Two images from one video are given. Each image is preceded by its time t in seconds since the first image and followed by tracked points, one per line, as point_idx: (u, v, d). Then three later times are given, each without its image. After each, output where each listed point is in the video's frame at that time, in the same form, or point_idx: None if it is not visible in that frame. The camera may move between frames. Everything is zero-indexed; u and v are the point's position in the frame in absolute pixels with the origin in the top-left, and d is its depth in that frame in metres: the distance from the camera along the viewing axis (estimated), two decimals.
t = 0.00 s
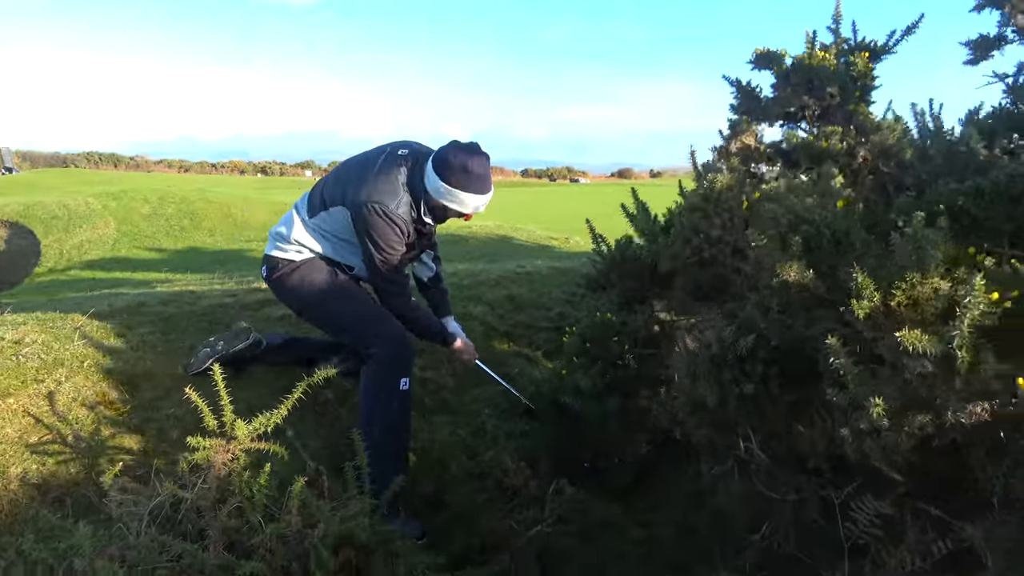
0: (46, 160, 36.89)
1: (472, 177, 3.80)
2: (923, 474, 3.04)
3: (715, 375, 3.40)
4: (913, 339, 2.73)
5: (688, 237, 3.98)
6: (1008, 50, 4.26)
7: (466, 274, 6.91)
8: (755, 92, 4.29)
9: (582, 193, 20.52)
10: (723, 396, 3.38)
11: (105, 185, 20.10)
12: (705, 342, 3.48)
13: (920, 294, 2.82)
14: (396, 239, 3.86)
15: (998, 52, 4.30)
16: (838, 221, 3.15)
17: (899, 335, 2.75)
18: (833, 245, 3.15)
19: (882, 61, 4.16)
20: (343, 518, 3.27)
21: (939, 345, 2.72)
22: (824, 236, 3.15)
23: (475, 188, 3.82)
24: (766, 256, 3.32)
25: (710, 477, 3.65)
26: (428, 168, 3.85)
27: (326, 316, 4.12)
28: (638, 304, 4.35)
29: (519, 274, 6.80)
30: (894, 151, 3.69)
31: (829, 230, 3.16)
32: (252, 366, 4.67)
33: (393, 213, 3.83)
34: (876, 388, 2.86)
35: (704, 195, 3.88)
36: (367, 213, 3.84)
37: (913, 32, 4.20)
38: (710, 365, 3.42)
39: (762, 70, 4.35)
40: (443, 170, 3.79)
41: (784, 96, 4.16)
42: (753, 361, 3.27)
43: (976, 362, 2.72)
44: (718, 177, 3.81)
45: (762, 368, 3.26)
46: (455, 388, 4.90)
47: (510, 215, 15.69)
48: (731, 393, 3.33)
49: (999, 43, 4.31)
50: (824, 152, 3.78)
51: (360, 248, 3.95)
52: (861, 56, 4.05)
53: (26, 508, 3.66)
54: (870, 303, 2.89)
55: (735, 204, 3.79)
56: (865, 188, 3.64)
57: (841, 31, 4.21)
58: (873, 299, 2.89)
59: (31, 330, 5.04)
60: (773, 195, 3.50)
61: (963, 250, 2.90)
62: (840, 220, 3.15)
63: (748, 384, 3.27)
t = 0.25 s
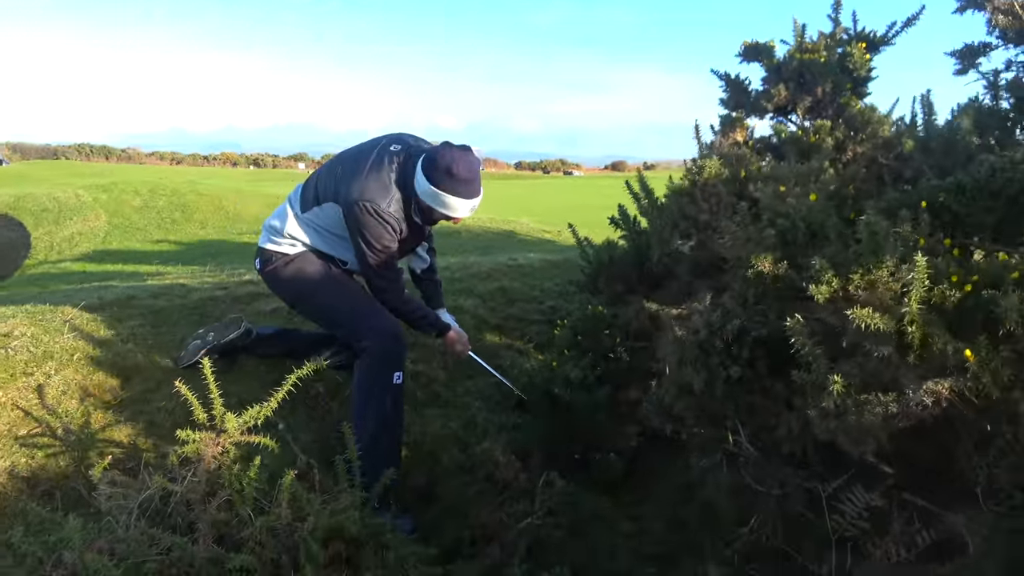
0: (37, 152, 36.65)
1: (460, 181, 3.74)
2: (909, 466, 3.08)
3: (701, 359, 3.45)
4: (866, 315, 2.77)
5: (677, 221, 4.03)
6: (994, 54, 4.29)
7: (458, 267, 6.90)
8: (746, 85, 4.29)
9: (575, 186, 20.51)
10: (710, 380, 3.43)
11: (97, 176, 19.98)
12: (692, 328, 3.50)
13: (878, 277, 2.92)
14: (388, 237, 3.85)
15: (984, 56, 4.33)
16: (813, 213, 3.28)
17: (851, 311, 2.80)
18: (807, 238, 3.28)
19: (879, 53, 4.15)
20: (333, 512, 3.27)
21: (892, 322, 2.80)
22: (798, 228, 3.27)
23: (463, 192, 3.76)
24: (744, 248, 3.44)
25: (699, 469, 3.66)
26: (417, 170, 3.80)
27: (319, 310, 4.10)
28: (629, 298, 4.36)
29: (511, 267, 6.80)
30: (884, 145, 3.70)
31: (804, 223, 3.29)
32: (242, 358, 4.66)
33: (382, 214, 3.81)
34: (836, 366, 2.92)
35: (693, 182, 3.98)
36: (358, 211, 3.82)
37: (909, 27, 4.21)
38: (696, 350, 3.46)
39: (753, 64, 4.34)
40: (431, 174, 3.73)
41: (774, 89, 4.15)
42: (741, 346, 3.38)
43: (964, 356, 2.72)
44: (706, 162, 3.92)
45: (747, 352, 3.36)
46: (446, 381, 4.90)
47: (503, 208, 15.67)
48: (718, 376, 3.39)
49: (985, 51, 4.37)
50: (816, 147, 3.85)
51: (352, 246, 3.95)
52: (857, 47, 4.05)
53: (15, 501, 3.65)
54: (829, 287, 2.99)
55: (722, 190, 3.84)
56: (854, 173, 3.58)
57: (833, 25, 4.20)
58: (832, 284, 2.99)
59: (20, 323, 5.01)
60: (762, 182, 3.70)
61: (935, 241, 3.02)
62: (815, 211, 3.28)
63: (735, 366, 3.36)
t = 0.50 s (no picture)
0: (12, 151, 36.13)
1: (423, 161, 3.77)
2: (883, 475, 3.09)
3: (677, 382, 3.43)
4: (872, 327, 2.72)
5: (648, 235, 4.10)
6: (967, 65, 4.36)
7: (438, 271, 6.89)
8: (729, 89, 4.33)
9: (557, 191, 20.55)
10: (685, 404, 3.42)
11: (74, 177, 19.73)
12: (666, 347, 3.47)
13: (878, 286, 2.88)
14: (360, 234, 3.85)
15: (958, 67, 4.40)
16: (798, 218, 3.15)
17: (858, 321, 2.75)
18: (792, 243, 3.17)
19: (858, 62, 4.14)
20: (308, 519, 3.26)
21: (894, 335, 2.76)
22: (783, 235, 3.17)
23: (429, 173, 3.78)
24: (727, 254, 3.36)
25: (677, 481, 3.68)
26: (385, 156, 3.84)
27: (297, 315, 4.08)
28: (608, 303, 4.39)
29: (492, 272, 6.80)
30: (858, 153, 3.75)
31: (790, 229, 3.17)
32: (218, 363, 4.62)
33: (354, 210, 3.81)
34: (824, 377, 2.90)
35: (663, 196, 4.05)
36: (330, 211, 3.83)
37: (892, 34, 4.17)
38: (672, 372, 3.44)
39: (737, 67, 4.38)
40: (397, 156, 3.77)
41: (755, 93, 4.19)
42: (716, 367, 3.34)
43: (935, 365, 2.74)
44: (677, 176, 3.99)
45: (723, 375, 3.34)
46: (425, 386, 4.89)
47: (484, 212, 15.67)
48: (694, 400, 3.38)
49: (960, 61, 4.41)
50: (790, 153, 3.80)
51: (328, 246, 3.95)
52: (835, 57, 4.07)
53: None
54: (830, 293, 2.95)
55: (693, 204, 3.87)
56: (827, 181, 3.65)
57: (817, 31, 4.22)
58: (833, 290, 2.95)
59: None
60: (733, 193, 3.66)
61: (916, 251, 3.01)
62: (800, 217, 3.15)
63: (711, 392, 3.34)
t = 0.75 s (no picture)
0: None
1: (399, 138, 3.78)
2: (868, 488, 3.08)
3: (675, 391, 3.42)
4: (906, 360, 2.66)
5: (640, 246, 4.12)
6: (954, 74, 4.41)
7: (426, 285, 6.89)
8: (708, 111, 4.45)
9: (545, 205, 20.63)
10: (684, 413, 3.39)
11: (60, 189, 19.58)
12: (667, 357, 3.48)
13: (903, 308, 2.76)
14: (348, 227, 3.82)
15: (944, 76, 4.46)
16: (797, 233, 3.15)
17: (892, 354, 2.67)
18: (791, 255, 3.13)
19: (836, 80, 4.31)
20: (294, 533, 3.24)
21: (924, 361, 2.67)
22: (783, 246, 3.13)
23: (404, 149, 3.78)
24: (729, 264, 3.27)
25: (662, 491, 3.68)
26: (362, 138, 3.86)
27: (290, 326, 4.05)
28: (595, 316, 4.41)
29: (479, 286, 6.81)
30: (841, 172, 3.82)
31: (789, 241, 3.15)
32: (203, 376, 4.59)
33: (339, 199, 3.80)
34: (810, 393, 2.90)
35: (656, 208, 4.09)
36: (316, 205, 3.81)
37: (868, 55, 4.43)
38: (671, 380, 3.43)
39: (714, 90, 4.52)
40: (371, 134, 3.79)
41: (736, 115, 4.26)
42: (714, 377, 3.29)
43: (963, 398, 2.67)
44: (671, 188, 4.02)
45: (721, 384, 3.28)
46: (412, 399, 4.87)
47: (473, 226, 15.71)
48: (692, 408, 3.34)
49: (947, 70, 4.45)
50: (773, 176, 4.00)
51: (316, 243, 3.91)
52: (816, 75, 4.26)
53: None
54: (854, 315, 2.81)
55: (685, 217, 3.96)
56: (811, 201, 3.77)
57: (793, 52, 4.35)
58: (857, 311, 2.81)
59: None
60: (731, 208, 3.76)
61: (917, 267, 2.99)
62: (799, 231, 3.15)
63: (709, 400, 3.28)
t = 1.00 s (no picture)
0: None
1: (386, 124, 3.77)
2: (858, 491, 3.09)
3: (665, 390, 3.43)
4: (873, 361, 2.67)
5: (639, 249, 4.09)
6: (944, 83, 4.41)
7: (419, 285, 6.88)
8: (703, 112, 4.46)
9: (539, 207, 20.63)
10: (673, 412, 3.39)
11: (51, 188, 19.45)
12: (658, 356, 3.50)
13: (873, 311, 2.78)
14: (343, 226, 3.82)
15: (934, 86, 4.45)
16: (786, 236, 3.13)
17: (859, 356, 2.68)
18: (779, 258, 3.13)
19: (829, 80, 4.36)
20: (283, 534, 3.23)
21: (894, 365, 2.68)
22: (772, 251, 3.12)
23: (392, 134, 3.76)
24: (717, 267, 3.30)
25: (654, 494, 3.69)
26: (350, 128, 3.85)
27: (293, 328, 3.99)
28: (589, 317, 4.41)
29: (473, 287, 6.80)
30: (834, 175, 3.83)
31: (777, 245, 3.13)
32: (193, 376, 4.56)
33: (332, 198, 3.78)
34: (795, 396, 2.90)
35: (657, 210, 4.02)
36: (310, 205, 3.79)
37: (860, 54, 4.41)
38: (660, 379, 3.44)
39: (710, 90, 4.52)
40: (359, 122, 3.77)
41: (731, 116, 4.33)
42: (703, 377, 3.32)
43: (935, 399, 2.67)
44: (672, 191, 3.95)
45: (710, 384, 3.30)
46: (404, 400, 4.85)
47: (466, 227, 15.70)
48: (681, 408, 3.35)
49: (937, 81, 4.46)
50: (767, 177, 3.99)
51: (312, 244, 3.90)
52: (806, 79, 4.23)
53: None
54: (825, 321, 2.79)
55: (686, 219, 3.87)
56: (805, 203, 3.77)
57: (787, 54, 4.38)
58: (828, 317, 2.79)
59: None
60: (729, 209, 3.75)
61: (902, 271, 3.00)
62: (789, 235, 3.13)
63: (698, 400, 3.31)
